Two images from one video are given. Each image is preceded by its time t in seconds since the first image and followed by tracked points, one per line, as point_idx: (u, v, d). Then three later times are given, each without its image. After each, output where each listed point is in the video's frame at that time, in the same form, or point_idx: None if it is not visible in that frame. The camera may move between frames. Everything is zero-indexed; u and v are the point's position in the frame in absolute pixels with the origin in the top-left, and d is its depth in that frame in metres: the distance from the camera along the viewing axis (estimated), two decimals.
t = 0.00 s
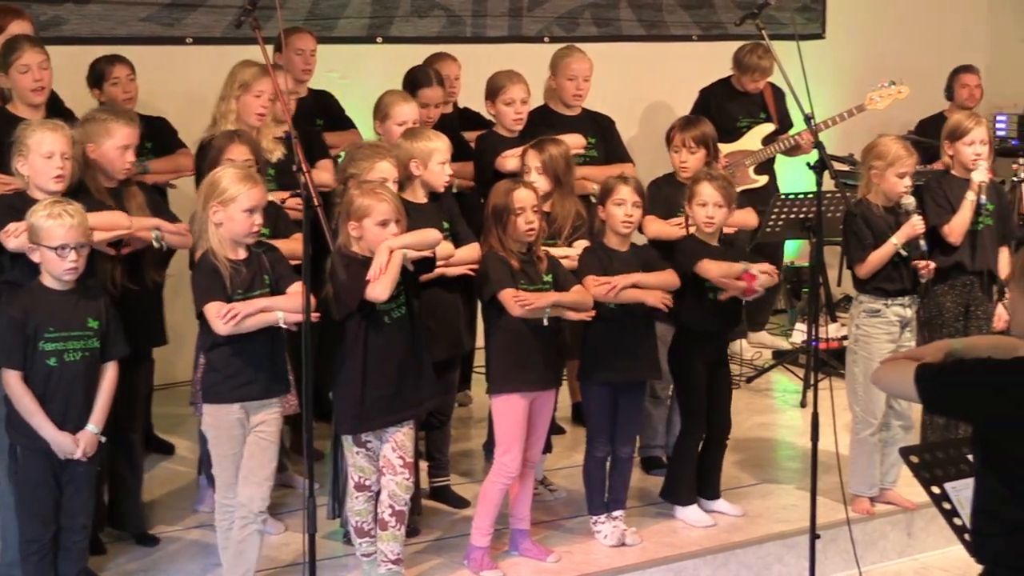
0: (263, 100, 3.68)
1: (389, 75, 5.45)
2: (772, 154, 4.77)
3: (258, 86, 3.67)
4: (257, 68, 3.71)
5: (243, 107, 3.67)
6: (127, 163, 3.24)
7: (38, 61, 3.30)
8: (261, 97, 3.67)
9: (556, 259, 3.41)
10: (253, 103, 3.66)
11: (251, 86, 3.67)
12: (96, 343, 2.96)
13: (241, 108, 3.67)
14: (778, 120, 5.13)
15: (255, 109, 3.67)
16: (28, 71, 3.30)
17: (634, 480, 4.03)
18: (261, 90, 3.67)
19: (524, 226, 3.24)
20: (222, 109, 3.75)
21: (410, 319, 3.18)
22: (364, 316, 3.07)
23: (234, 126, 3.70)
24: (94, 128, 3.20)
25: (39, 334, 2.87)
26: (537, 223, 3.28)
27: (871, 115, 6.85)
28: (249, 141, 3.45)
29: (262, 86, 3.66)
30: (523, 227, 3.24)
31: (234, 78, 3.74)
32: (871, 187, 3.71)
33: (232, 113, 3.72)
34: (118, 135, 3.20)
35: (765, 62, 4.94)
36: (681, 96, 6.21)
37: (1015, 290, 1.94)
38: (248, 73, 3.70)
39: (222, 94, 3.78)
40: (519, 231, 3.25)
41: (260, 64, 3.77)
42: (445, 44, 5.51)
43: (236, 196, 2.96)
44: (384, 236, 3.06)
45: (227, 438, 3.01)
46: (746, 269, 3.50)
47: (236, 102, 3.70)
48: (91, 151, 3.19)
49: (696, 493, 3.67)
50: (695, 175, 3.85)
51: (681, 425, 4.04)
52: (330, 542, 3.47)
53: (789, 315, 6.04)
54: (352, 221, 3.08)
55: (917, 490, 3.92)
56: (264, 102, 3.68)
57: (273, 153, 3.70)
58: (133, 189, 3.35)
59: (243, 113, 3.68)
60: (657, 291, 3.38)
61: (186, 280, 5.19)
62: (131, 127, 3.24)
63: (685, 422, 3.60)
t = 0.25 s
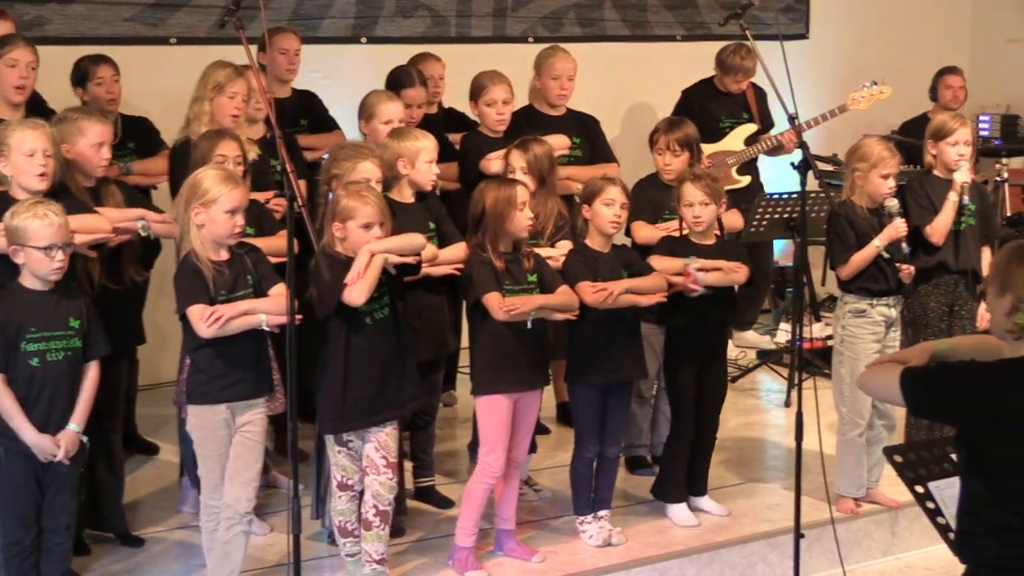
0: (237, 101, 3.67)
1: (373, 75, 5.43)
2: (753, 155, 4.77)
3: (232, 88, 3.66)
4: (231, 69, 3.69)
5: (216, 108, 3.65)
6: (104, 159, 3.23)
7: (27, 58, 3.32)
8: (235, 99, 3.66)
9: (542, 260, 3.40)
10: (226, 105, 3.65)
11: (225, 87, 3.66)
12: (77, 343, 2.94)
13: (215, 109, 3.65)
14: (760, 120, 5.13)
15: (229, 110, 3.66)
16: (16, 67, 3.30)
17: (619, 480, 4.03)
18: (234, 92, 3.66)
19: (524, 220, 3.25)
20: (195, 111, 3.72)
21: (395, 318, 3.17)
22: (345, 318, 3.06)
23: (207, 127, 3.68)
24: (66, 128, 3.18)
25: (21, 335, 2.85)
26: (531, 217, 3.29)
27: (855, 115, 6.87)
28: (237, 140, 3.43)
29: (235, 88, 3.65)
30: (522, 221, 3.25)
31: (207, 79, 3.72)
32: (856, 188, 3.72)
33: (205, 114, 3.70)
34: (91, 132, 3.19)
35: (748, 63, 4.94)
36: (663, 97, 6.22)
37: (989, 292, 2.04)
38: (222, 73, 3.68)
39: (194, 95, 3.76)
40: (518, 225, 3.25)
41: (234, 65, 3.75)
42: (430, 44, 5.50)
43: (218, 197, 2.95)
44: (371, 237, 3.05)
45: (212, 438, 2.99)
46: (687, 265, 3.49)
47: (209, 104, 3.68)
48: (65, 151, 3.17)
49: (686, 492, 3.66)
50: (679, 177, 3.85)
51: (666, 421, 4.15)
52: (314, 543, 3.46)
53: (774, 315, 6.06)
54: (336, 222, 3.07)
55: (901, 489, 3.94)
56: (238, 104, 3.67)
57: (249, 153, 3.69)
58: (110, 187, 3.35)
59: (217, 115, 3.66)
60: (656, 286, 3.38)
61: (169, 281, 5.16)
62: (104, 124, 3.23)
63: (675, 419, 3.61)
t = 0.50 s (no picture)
0: (209, 103, 3.64)
1: (354, 75, 5.41)
2: (735, 155, 4.79)
3: (204, 89, 3.63)
4: (204, 70, 3.66)
5: (189, 111, 3.63)
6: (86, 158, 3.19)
7: (13, 60, 3.34)
8: (208, 100, 3.63)
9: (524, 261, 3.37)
10: (198, 106, 3.62)
11: (197, 89, 3.63)
12: (55, 343, 2.92)
13: (187, 111, 3.62)
14: (741, 120, 5.15)
15: (202, 112, 3.63)
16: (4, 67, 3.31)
17: (601, 480, 4.02)
18: (206, 93, 3.63)
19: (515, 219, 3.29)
20: (166, 112, 3.67)
21: (377, 318, 3.16)
22: (327, 319, 3.05)
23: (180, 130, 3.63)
24: (47, 129, 3.14)
25: None
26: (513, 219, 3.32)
27: (835, 115, 6.89)
28: (219, 139, 3.41)
29: (207, 90, 3.62)
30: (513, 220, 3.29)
31: (179, 81, 3.68)
32: (837, 187, 3.72)
33: (176, 116, 3.65)
34: (72, 132, 3.14)
35: (730, 62, 4.95)
36: (644, 97, 6.20)
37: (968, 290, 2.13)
38: (194, 75, 3.65)
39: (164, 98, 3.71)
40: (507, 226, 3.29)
41: (204, 66, 3.73)
42: (411, 44, 5.49)
43: (196, 197, 2.92)
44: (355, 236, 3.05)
45: (195, 439, 2.97)
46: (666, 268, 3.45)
47: (181, 106, 3.64)
48: (47, 153, 3.14)
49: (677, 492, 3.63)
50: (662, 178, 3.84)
51: (649, 424, 4.10)
52: (295, 545, 3.43)
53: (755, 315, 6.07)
54: (319, 222, 3.04)
55: (882, 489, 3.95)
56: (210, 105, 3.64)
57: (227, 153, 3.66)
58: (90, 186, 3.28)
59: (190, 116, 3.64)
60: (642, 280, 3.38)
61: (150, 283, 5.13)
62: (85, 124, 3.18)
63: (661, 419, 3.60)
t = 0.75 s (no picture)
0: (190, 104, 3.65)
1: (338, 76, 5.40)
2: (719, 155, 4.80)
3: (184, 90, 3.63)
4: (184, 71, 3.66)
5: (169, 112, 3.62)
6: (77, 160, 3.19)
7: None
8: (187, 101, 3.63)
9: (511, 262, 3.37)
10: (179, 107, 3.62)
11: (177, 90, 3.63)
12: (37, 342, 2.90)
13: (167, 112, 3.61)
14: (724, 120, 5.16)
15: (182, 113, 3.63)
16: None
17: (586, 480, 4.03)
18: (187, 95, 3.63)
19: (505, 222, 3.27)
20: (145, 112, 3.64)
21: (362, 320, 3.15)
22: (312, 321, 3.05)
23: (159, 131, 3.61)
24: (37, 129, 3.12)
25: None
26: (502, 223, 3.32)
27: (818, 115, 6.92)
28: (203, 140, 3.40)
29: (188, 91, 3.63)
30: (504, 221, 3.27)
31: (159, 81, 3.67)
32: (819, 187, 3.74)
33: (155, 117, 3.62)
34: (64, 133, 3.13)
35: (716, 62, 4.96)
36: (628, 96, 6.20)
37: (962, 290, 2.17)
38: (174, 75, 3.65)
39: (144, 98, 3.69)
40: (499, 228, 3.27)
41: (184, 67, 3.72)
42: (396, 44, 5.48)
43: (177, 197, 2.91)
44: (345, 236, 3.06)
45: (178, 440, 2.96)
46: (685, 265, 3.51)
47: (161, 106, 3.62)
48: (38, 154, 3.13)
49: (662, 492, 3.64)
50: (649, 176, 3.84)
51: (634, 424, 4.11)
52: (280, 545, 3.43)
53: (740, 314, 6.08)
54: (303, 221, 3.04)
55: (865, 488, 3.97)
56: (190, 106, 3.64)
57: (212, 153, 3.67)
58: (79, 187, 3.26)
59: (169, 118, 3.62)
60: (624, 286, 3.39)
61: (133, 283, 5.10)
62: (77, 125, 3.17)
63: (648, 421, 3.59)
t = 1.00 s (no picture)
0: (173, 102, 3.61)
1: (321, 76, 5.39)
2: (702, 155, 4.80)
3: (168, 88, 3.60)
4: (167, 70, 3.63)
5: (152, 110, 3.59)
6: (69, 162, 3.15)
7: None
8: (171, 100, 3.60)
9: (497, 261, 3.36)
10: (162, 105, 3.58)
11: (160, 88, 3.60)
12: (22, 339, 2.91)
13: (150, 111, 3.59)
14: (708, 120, 5.17)
15: (165, 112, 3.60)
16: None
17: (569, 480, 4.03)
18: (170, 92, 3.60)
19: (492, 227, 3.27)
20: (129, 112, 3.63)
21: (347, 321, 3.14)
22: (293, 320, 3.05)
23: (143, 130, 3.60)
24: (32, 132, 3.10)
25: None
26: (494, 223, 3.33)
27: (801, 113, 6.95)
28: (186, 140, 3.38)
29: (171, 89, 3.60)
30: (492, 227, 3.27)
31: (142, 80, 3.64)
32: (799, 189, 3.75)
33: (140, 116, 3.61)
34: (55, 135, 3.10)
35: (699, 60, 5.02)
36: (612, 95, 6.20)
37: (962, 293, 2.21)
38: (157, 74, 3.62)
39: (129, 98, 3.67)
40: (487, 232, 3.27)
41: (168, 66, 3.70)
42: (379, 44, 5.48)
43: (160, 197, 2.90)
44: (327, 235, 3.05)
45: (161, 441, 2.95)
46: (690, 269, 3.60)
47: (144, 106, 3.60)
48: (30, 156, 3.11)
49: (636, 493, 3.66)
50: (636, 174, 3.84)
51: (618, 423, 4.15)
52: (263, 546, 3.41)
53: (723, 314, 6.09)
54: (285, 220, 3.04)
55: (848, 487, 3.98)
56: (174, 105, 3.61)
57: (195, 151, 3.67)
58: (69, 187, 3.25)
59: (153, 116, 3.60)
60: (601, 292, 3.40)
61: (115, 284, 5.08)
62: (68, 126, 3.14)
63: (634, 421, 3.58)
